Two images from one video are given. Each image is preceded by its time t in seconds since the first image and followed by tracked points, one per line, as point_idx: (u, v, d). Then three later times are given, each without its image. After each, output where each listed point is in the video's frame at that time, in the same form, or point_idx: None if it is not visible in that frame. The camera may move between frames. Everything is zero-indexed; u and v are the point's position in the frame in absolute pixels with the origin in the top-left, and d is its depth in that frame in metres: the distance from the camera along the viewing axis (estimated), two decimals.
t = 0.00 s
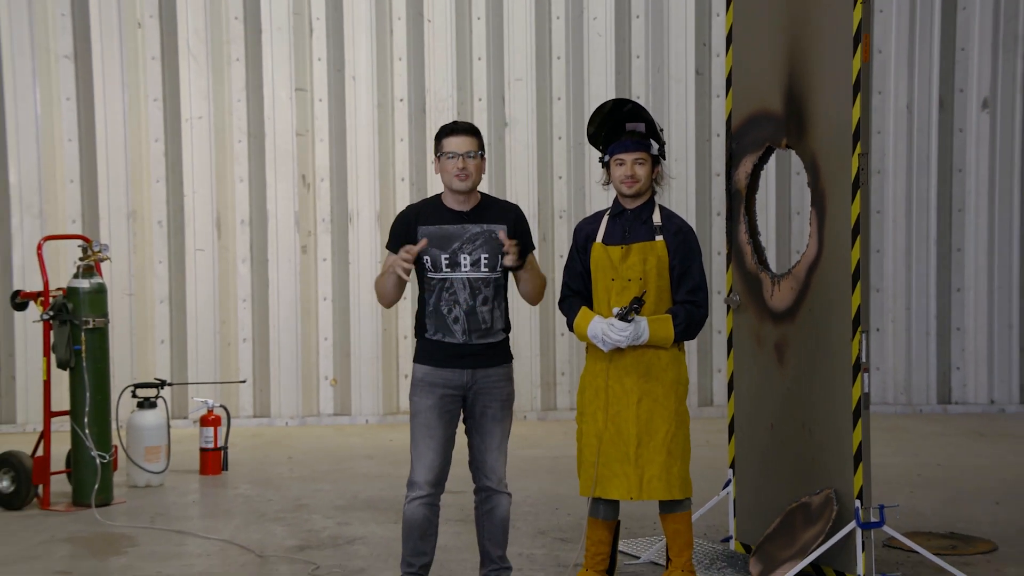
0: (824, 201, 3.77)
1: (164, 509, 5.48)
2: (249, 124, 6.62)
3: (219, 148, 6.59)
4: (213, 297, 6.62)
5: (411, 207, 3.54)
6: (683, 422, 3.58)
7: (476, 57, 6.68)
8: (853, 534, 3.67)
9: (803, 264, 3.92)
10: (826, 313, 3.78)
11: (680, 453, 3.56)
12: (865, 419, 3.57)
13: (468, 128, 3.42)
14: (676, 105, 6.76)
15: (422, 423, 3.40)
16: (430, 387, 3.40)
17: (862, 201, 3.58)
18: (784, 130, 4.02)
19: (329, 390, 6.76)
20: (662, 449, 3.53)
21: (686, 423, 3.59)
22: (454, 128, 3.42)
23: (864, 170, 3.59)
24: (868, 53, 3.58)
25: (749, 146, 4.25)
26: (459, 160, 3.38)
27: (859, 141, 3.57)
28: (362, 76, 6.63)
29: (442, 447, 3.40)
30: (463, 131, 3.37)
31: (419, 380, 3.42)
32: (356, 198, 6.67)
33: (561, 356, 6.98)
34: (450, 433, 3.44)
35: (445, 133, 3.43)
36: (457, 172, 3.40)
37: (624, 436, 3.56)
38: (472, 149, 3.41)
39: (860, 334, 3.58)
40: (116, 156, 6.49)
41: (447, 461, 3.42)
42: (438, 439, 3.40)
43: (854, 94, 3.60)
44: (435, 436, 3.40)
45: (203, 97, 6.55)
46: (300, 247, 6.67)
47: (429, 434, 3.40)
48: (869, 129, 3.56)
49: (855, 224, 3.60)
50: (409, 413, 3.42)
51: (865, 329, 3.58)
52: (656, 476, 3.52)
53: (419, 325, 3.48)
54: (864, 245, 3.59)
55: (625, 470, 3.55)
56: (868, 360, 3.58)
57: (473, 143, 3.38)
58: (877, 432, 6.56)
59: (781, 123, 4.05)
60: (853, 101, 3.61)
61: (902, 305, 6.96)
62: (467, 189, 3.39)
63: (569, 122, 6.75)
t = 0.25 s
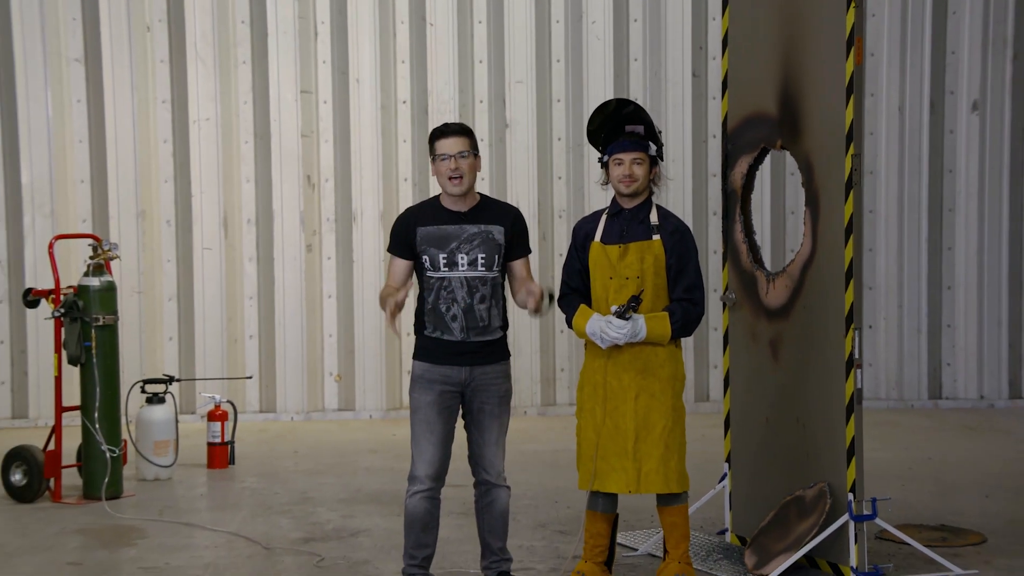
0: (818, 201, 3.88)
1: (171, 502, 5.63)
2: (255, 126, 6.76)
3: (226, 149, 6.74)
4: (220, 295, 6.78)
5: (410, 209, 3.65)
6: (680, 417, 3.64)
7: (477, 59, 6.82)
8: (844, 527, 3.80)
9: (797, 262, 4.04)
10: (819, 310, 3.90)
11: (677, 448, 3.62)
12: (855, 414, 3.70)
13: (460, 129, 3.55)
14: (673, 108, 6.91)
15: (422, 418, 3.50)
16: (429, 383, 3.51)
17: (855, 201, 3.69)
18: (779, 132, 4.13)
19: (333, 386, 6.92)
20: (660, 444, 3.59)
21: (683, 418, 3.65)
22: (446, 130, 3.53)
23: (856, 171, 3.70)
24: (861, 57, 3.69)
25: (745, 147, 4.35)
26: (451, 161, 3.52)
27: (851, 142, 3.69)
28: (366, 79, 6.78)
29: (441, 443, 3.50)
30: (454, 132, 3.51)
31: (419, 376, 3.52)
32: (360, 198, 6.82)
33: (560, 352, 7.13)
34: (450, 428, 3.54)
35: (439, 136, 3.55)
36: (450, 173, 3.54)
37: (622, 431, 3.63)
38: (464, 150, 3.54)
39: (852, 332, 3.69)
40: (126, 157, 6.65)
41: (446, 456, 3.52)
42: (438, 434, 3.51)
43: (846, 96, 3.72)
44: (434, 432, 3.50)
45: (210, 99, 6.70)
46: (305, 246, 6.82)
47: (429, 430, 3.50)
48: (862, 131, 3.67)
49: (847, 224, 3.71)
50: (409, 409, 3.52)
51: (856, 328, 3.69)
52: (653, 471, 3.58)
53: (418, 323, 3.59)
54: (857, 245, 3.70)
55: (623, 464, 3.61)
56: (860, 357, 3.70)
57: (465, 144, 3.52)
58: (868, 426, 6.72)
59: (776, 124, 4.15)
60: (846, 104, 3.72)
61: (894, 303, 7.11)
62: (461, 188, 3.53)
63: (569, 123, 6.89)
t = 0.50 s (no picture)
0: (813, 200, 4.02)
1: (179, 495, 5.76)
2: (261, 127, 6.91)
3: (232, 150, 6.89)
4: (227, 292, 6.93)
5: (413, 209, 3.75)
6: (677, 413, 3.70)
7: (478, 62, 6.97)
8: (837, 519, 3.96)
9: (792, 260, 4.17)
10: (814, 308, 4.04)
11: (674, 443, 3.68)
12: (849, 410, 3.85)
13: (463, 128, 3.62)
14: (670, 109, 7.06)
15: (425, 414, 3.58)
16: (433, 379, 3.59)
17: (848, 201, 3.84)
18: (774, 133, 4.25)
19: (337, 382, 7.05)
20: (657, 439, 3.65)
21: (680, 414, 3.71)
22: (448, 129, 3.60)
23: (850, 172, 3.84)
24: (853, 59, 3.83)
25: (740, 147, 4.47)
26: (455, 161, 3.58)
27: (845, 143, 3.83)
28: (369, 81, 6.93)
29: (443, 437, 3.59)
30: (458, 133, 3.58)
31: (422, 372, 3.61)
32: (364, 197, 6.96)
33: (559, 348, 7.29)
34: (453, 423, 3.63)
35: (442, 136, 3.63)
36: (454, 172, 3.61)
37: (620, 425, 3.68)
38: (468, 149, 3.61)
39: (845, 329, 3.85)
40: (135, 158, 6.80)
41: (449, 450, 3.60)
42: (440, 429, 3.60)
43: (840, 98, 3.86)
44: (437, 427, 3.59)
45: (218, 101, 6.85)
46: (310, 244, 6.96)
47: (432, 425, 3.60)
48: (855, 131, 3.82)
49: (841, 223, 3.87)
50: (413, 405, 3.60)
51: (850, 325, 3.85)
52: (650, 465, 3.64)
53: (422, 320, 3.68)
54: (849, 245, 3.86)
55: (620, 459, 3.67)
56: (853, 354, 3.85)
57: (468, 143, 3.58)
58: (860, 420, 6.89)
59: (771, 125, 4.27)
60: (840, 106, 3.86)
61: (885, 301, 7.25)
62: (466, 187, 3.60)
63: (569, 123, 7.04)
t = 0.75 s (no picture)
0: (806, 201, 4.17)
1: (188, 487, 5.92)
2: (267, 129, 7.07)
3: (239, 151, 7.05)
4: (234, 290, 7.08)
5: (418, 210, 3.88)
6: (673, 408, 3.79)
7: (479, 65, 7.13)
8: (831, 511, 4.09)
9: (786, 259, 4.32)
10: (807, 305, 4.18)
11: (670, 438, 3.77)
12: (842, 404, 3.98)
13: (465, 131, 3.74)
14: (667, 112, 7.22)
15: (431, 408, 3.71)
16: (439, 374, 3.72)
17: (840, 202, 3.97)
18: (768, 134, 4.39)
19: (342, 377, 7.21)
20: (654, 434, 3.74)
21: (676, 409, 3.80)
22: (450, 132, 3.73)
23: (841, 173, 3.98)
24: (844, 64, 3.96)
25: (736, 147, 4.62)
26: (459, 163, 3.71)
27: (837, 145, 3.96)
28: (373, 84, 7.08)
29: (449, 431, 3.71)
30: (461, 135, 3.70)
31: (429, 368, 3.74)
32: (367, 197, 7.12)
33: (558, 344, 7.46)
34: (458, 417, 3.76)
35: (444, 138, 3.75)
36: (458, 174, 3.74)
37: (618, 420, 3.78)
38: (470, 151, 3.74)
39: (838, 326, 3.98)
40: (144, 159, 6.97)
41: (454, 443, 3.73)
42: (446, 422, 3.72)
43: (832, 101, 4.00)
44: (442, 420, 3.71)
45: (225, 103, 7.01)
46: (315, 243, 7.12)
47: (438, 419, 3.71)
48: (847, 133, 3.95)
49: (834, 222, 4.00)
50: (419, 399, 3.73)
51: (842, 322, 3.98)
52: (647, 459, 3.73)
53: (428, 317, 3.81)
54: (842, 244, 3.99)
55: (618, 452, 3.76)
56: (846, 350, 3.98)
57: (471, 145, 3.71)
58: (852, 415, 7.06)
59: (765, 128, 4.41)
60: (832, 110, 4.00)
61: (877, 299, 7.42)
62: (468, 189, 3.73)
63: (568, 124, 7.20)
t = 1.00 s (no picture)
0: (799, 201, 4.31)
1: (197, 481, 6.09)
2: (273, 130, 7.24)
3: (246, 152, 7.22)
4: (241, 289, 7.25)
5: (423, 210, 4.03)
6: (670, 404, 3.93)
7: (480, 68, 7.29)
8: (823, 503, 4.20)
9: (780, 257, 4.46)
10: (801, 303, 4.32)
11: (667, 433, 3.91)
12: (834, 398, 4.10)
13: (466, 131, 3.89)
14: (663, 114, 7.39)
15: (436, 403, 3.87)
16: (444, 371, 3.88)
17: (833, 201, 4.09)
18: (763, 135, 4.54)
19: (346, 373, 7.38)
20: (652, 428, 3.88)
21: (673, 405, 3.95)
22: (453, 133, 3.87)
23: (834, 173, 4.11)
24: (839, 66, 4.06)
25: (731, 149, 4.77)
26: (461, 163, 3.87)
27: (830, 145, 4.09)
28: (377, 87, 7.26)
29: (453, 425, 3.87)
30: (462, 136, 3.83)
31: (435, 364, 3.91)
32: (371, 198, 7.29)
33: (558, 341, 7.64)
34: (462, 412, 3.92)
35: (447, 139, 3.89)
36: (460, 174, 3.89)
37: (617, 415, 3.92)
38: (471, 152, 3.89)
39: (831, 323, 4.09)
40: (153, 161, 7.15)
41: (458, 437, 3.90)
42: (451, 417, 3.87)
43: (825, 103, 4.12)
44: (447, 415, 3.87)
45: (232, 106, 7.19)
46: (320, 243, 7.29)
47: (443, 413, 3.87)
48: (839, 135, 4.08)
49: (827, 221, 4.12)
50: (425, 394, 3.89)
51: (835, 318, 4.09)
52: (645, 453, 3.87)
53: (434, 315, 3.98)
54: (836, 242, 4.10)
55: (617, 446, 3.90)
56: (838, 347, 4.10)
57: (472, 146, 3.86)
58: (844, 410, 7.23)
59: (760, 129, 4.56)
60: (824, 111, 4.12)
61: (869, 296, 7.59)
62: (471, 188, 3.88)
63: (567, 126, 7.37)
